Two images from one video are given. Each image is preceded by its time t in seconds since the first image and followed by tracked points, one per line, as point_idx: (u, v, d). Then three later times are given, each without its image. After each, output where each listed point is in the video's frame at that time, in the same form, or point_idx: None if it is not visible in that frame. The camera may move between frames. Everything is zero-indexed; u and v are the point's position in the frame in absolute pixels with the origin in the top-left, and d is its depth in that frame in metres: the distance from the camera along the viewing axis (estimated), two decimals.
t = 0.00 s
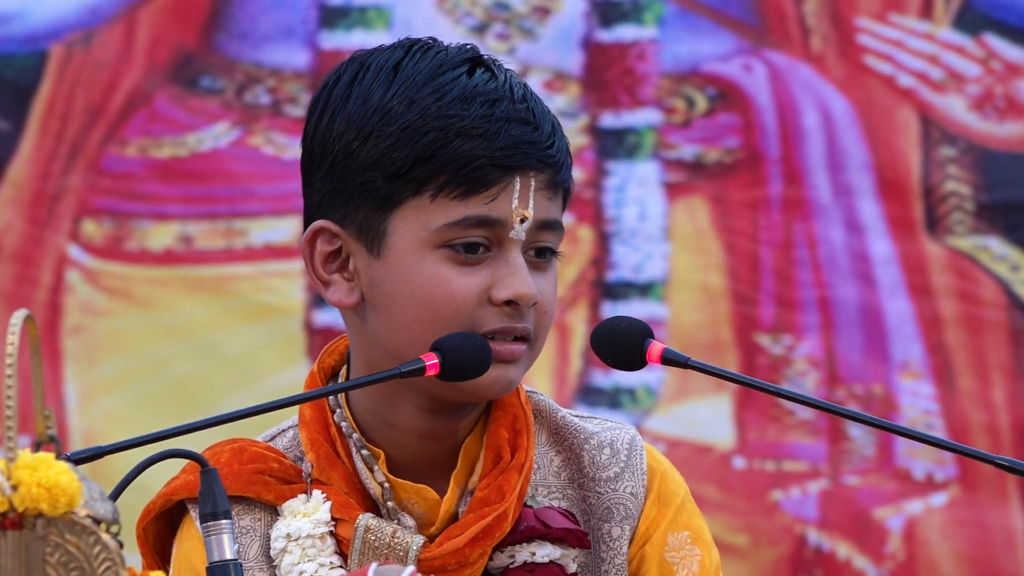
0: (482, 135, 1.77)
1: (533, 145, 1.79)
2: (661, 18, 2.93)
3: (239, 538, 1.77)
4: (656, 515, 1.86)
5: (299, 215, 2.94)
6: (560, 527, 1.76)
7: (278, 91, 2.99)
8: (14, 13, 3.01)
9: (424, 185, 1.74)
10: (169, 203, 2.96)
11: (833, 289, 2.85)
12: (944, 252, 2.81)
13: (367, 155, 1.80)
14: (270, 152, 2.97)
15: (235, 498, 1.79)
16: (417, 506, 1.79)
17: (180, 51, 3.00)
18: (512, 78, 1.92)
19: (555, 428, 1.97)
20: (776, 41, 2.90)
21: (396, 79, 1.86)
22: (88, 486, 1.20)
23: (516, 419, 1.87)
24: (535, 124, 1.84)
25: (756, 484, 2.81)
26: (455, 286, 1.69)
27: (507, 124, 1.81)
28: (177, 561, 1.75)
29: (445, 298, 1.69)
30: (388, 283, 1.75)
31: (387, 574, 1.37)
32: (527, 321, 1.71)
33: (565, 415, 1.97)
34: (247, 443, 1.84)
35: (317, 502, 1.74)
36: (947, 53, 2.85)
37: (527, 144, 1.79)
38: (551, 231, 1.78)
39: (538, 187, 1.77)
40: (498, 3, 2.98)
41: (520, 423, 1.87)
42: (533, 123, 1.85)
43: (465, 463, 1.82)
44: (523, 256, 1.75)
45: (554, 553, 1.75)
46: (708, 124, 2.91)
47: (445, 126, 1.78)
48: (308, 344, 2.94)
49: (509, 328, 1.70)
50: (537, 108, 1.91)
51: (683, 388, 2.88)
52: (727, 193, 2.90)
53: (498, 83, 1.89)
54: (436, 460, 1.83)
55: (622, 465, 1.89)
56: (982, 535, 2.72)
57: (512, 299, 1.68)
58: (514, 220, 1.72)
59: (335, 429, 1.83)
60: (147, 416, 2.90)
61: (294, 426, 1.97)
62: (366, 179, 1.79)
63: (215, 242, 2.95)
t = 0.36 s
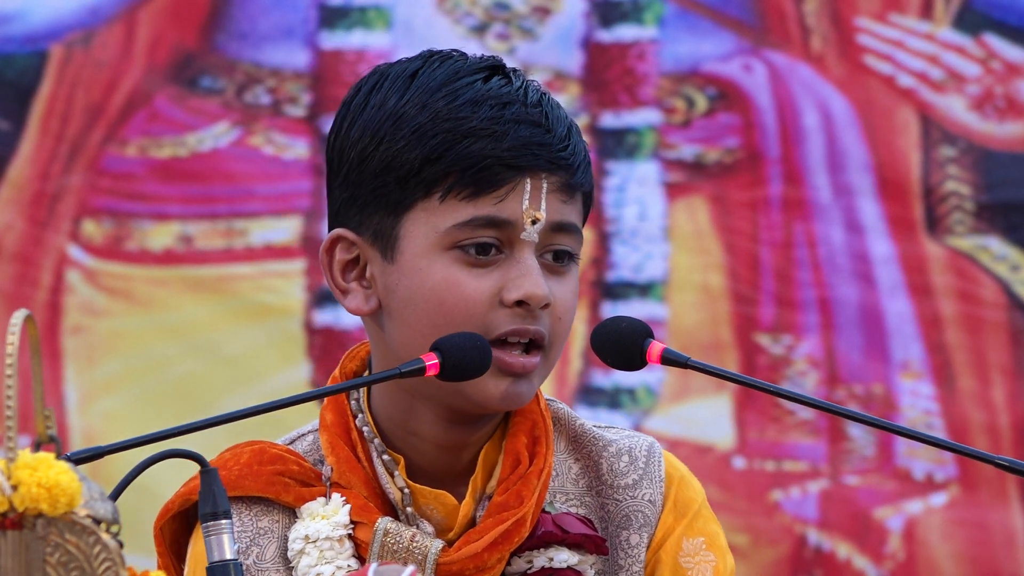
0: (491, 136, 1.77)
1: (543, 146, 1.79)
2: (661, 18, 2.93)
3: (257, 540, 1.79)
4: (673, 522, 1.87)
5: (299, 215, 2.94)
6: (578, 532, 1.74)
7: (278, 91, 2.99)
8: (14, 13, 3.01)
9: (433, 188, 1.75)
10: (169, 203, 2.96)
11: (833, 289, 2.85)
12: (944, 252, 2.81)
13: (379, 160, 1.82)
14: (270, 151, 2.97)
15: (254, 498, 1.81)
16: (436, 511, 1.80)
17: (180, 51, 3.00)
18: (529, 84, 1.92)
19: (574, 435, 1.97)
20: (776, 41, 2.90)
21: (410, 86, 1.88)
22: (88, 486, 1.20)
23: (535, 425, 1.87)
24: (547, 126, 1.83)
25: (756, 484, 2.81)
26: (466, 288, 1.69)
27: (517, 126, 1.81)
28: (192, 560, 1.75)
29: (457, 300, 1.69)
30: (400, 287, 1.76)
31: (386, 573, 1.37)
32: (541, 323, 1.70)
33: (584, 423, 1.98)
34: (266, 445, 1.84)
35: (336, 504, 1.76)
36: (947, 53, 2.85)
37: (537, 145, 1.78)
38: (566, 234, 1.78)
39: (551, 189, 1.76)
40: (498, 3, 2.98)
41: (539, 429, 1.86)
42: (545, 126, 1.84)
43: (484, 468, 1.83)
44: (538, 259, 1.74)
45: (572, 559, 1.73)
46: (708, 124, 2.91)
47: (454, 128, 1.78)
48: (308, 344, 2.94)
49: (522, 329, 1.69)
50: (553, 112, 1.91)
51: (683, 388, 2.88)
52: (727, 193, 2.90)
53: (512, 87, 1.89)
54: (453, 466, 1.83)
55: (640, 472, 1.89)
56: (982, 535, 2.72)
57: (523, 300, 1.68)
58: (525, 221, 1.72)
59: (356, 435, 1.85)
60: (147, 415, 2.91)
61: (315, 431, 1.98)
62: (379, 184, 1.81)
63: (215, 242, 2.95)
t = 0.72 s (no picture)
0: (482, 138, 1.78)
1: (536, 148, 1.79)
2: (661, 18, 2.94)
3: (263, 544, 1.79)
4: (677, 528, 1.87)
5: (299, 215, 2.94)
6: (587, 540, 1.75)
7: (279, 91, 2.99)
8: (14, 13, 3.01)
9: (426, 190, 1.76)
10: (169, 203, 2.96)
11: (833, 289, 2.85)
12: (944, 252, 2.82)
13: (376, 165, 1.84)
14: (270, 152, 2.97)
15: (261, 502, 1.81)
16: (443, 518, 1.79)
17: (180, 51, 3.00)
18: (529, 90, 1.93)
19: (580, 444, 1.98)
20: (776, 41, 2.91)
21: (409, 92, 1.90)
22: (88, 486, 1.20)
23: (541, 432, 1.87)
24: (541, 129, 1.84)
25: (756, 483, 2.82)
26: (457, 289, 1.69)
27: (510, 128, 1.81)
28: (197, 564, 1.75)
29: (448, 301, 1.69)
30: (395, 290, 1.77)
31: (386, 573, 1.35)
32: (535, 324, 1.69)
33: (590, 432, 1.99)
34: (273, 450, 1.85)
35: (342, 510, 1.75)
36: (947, 53, 2.85)
37: (529, 147, 1.79)
38: (563, 238, 1.77)
39: (544, 192, 1.76)
40: (498, 3, 2.98)
41: (545, 436, 1.86)
42: (540, 129, 1.84)
43: (490, 475, 1.83)
44: (534, 261, 1.74)
45: (582, 566, 1.73)
46: (708, 124, 2.91)
47: (446, 131, 1.80)
48: (308, 344, 2.94)
49: (515, 330, 1.68)
50: (553, 117, 1.91)
51: (683, 388, 2.88)
52: (727, 193, 2.90)
53: (510, 93, 1.89)
54: (458, 470, 1.83)
55: (646, 479, 1.89)
56: (982, 535, 2.72)
57: (514, 300, 1.67)
58: (518, 223, 1.72)
59: (364, 440, 1.85)
60: (147, 415, 2.91)
61: (322, 437, 1.99)
62: (375, 189, 1.84)
63: (215, 242, 2.96)
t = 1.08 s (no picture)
0: (468, 121, 1.79)
1: (523, 129, 1.79)
2: (661, 18, 2.94)
3: (265, 542, 1.79)
4: (679, 526, 1.86)
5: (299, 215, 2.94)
6: (588, 538, 1.75)
7: (279, 91, 2.99)
8: (14, 13, 3.01)
9: (415, 175, 1.77)
10: (169, 203, 2.96)
11: (833, 289, 2.85)
12: (944, 252, 2.82)
13: (366, 156, 1.85)
14: (270, 152, 2.97)
15: (262, 500, 1.81)
16: (444, 516, 1.79)
17: (180, 51, 3.00)
18: (518, 79, 1.93)
19: (581, 442, 1.98)
20: (776, 41, 2.91)
21: (397, 84, 1.91)
22: (88, 486, 1.20)
23: (542, 430, 1.87)
24: (528, 112, 1.83)
25: (756, 483, 2.82)
26: (450, 272, 1.69)
27: (496, 111, 1.81)
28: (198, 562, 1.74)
29: (441, 284, 1.69)
30: (389, 279, 1.77)
31: (385, 573, 1.35)
32: (530, 303, 1.70)
33: (592, 429, 1.99)
34: (275, 447, 1.85)
35: (343, 508, 1.75)
36: (947, 53, 2.85)
37: (516, 128, 1.79)
38: (555, 220, 1.78)
39: (534, 172, 1.76)
40: (498, 3, 2.98)
41: (546, 434, 1.86)
42: (527, 111, 1.84)
43: (491, 473, 1.83)
44: (527, 244, 1.74)
45: (582, 565, 1.73)
46: (708, 124, 2.91)
47: (433, 117, 1.80)
48: (308, 344, 2.94)
49: (509, 309, 1.68)
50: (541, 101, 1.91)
51: (683, 388, 2.88)
52: (727, 193, 2.90)
53: (497, 80, 1.90)
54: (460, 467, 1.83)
55: (648, 476, 1.89)
56: (982, 535, 2.72)
57: (508, 279, 1.67)
58: (509, 204, 1.72)
59: (366, 438, 1.86)
60: (147, 415, 2.91)
61: (323, 436, 1.99)
62: (366, 179, 1.84)
63: (215, 242, 2.96)
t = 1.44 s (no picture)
0: (465, 126, 1.79)
1: (520, 135, 1.79)
2: (661, 18, 2.94)
3: (266, 544, 1.79)
4: (681, 527, 1.86)
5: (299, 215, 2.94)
6: (590, 539, 1.74)
7: (279, 91, 2.99)
8: (14, 13, 3.01)
9: (412, 180, 1.77)
10: (169, 203, 2.96)
11: (833, 289, 2.85)
12: (944, 252, 2.82)
13: (364, 159, 1.85)
14: (270, 152, 2.97)
15: (265, 501, 1.82)
16: (446, 518, 1.79)
17: (180, 51, 3.00)
18: (517, 82, 1.93)
19: (583, 444, 1.99)
20: (776, 41, 2.90)
21: (396, 88, 1.91)
22: (88, 486, 1.20)
23: (544, 431, 1.86)
24: (526, 117, 1.83)
25: (756, 483, 2.82)
26: (445, 279, 1.69)
27: (493, 115, 1.81)
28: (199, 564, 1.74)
29: (436, 291, 1.69)
30: (385, 283, 1.77)
31: (386, 573, 1.36)
32: (525, 310, 1.69)
33: (594, 431, 1.99)
34: (278, 448, 1.85)
35: (345, 509, 1.75)
36: (947, 53, 2.85)
37: (513, 133, 1.79)
38: (552, 225, 1.77)
39: (531, 178, 1.76)
40: (498, 3, 2.98)
41: (548, 434, 1.86)
42: (525, 116, 1.84)
43: (493, 474, 1.82)
44: (523, 249, 1.74)
45: (583, 565, 1.72)
46: (708, 124, 2.91)
47: (431, 121, 1.80)
48: (308, 344, 2.94)
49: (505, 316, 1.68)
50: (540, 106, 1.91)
51: (683, 388, 2.88)
52: (727, 193, 2.90)
53: (496, 84, 1.90)
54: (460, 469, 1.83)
55: (649, 478, 1.89)
56: (982, 535, 2.72)
57: (502, 287, 1.67)
58: (505, 210, 1.72)
59: (368, 439, 1.86)
60: (147, 415, 2.91)
61: (325, 436, 1.99)
62: (364, 183, 1.84)
63: (215, 242, 2.96)
